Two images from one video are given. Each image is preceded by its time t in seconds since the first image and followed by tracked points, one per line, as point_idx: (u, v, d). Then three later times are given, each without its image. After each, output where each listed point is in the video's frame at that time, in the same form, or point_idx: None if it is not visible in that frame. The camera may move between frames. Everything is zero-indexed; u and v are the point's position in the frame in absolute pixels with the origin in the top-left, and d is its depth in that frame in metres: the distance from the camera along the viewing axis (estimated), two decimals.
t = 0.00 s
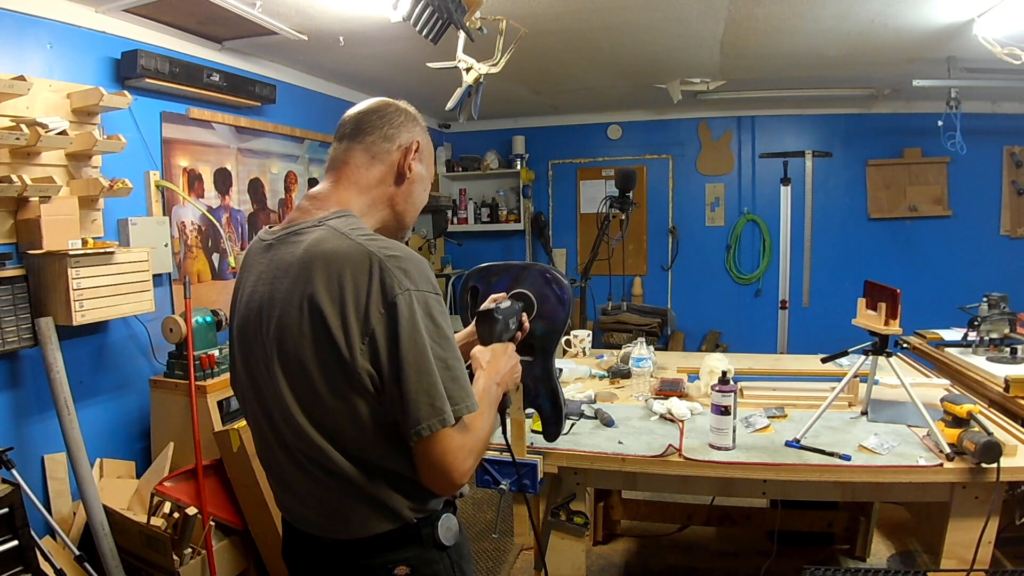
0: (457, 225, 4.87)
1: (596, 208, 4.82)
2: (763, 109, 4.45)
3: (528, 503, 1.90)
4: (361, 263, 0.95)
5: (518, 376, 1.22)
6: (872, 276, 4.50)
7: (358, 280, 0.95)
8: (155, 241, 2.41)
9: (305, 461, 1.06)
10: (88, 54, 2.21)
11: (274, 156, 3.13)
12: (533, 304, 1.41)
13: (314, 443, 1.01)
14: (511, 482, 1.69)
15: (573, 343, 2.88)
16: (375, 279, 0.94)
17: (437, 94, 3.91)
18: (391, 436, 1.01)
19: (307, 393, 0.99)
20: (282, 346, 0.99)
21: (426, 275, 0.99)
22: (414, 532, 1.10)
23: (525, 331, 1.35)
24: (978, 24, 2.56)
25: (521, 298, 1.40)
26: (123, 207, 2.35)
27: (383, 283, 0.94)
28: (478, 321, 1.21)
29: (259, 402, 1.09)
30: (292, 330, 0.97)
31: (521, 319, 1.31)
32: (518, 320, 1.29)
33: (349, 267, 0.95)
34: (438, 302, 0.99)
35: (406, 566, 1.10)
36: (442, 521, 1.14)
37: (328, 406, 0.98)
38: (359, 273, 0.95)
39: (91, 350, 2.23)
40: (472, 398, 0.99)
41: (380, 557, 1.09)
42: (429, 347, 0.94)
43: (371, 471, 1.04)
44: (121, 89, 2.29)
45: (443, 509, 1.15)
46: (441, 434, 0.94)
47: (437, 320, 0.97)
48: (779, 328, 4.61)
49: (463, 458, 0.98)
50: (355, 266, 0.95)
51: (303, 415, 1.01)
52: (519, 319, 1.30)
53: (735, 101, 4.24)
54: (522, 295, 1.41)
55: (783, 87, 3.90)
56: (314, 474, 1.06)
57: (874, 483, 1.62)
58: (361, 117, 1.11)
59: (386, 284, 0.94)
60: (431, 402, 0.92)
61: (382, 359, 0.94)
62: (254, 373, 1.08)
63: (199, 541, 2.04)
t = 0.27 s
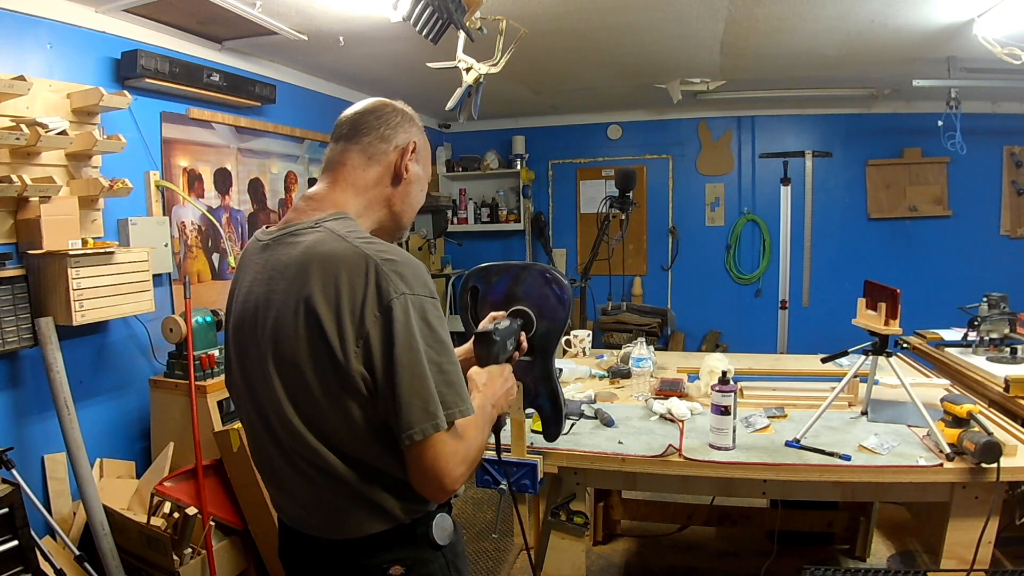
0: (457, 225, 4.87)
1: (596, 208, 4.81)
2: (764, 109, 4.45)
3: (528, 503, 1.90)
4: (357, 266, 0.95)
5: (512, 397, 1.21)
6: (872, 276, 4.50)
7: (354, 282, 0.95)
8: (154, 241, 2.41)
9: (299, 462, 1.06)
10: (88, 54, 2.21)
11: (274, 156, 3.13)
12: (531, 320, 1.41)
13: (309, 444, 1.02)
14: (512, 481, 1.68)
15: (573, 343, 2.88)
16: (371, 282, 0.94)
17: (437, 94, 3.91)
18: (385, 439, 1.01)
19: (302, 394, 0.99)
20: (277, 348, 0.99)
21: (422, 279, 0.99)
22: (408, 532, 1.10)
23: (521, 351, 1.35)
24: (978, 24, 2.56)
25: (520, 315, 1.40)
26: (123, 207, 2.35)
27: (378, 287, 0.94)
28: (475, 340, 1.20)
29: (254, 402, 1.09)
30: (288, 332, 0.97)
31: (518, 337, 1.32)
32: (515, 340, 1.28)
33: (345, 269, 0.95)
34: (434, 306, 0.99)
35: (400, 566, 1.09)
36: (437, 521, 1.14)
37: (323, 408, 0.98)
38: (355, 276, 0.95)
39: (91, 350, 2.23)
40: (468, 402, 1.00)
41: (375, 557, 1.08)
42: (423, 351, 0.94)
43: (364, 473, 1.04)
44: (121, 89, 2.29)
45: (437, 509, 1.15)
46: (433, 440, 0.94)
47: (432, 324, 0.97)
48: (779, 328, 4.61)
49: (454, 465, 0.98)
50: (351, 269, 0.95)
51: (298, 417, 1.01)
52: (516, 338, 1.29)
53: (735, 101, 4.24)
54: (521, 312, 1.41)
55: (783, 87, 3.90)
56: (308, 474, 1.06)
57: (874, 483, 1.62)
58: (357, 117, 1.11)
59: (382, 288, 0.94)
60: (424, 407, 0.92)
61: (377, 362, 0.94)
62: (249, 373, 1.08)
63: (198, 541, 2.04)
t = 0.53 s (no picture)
0: (457, 225, 4.88)
1: (596, 208, 4.81)
2: (764, 109, 4.45)
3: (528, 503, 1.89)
4: (353, 265, 0.95)
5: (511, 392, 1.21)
6: (872, 276, 4.50)
7: (350, 282, 0.95)
8: (154, 241, 2.41)
9: (296, 462, 1.06)
10: (88, 54, 2.21)
11: (274, 156, 3.13)
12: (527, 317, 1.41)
13: (305, 444, 1.02)
14: (512, 481, 1.69)
15: (573, 343, 2.88)
16: (367, 281, 0.95)
17: (437, 94, 3.92)
18: (381, 438, 1.00)
19: (298, 394, 0.99)
20: (274, 348, 0.99)
21: (418, 278, 0.99)
22: (404, 532, 1.10)
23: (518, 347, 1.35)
24: (978, 24, 2.56)
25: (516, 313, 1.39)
26: (123, 207, 2.35)
27: (374, 287, 0.94)
28: (471, 337, 1.19)
29: (251, 402, 1.08)
30: (284, 332, 0.97)
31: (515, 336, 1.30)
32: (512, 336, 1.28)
33: (342, 269, 0.95)
34: (430, 306, 0.99)
35: (396, 565, 1.09)
36: (433, 520, 1.13)
37: (319, 408, 0.98)
38: (351, 275, 0.95)
39: (91, 350, 2.23)
40: (466, 401, 1.00)
41: (371, 556, 1.09)
42: (419, 351, 0.94)
43: (360, 473, 1.04)
44: (121, 89, 2.29)
45: (433, 508, 1.15)
46: (429, 439, 0.94)
47: (429, 324, 0.97)
48: (779, 328, 4.61)
49: (452, 463, 0.98)
50: (347, 269, 0.95)
51: (294, 416, 1.01)
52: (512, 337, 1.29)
53: (735, 101, 4.24)
54: (518, 309, 1.40)
55: (783, 87, 3.90)
56: (305, 474, 1.06)
57: (873, 483, 1.62)
58: (354, 117, 1.11)
59: (378, 288, 0.94)
60: (419, 407, 0.92)
61: (373, 361, 0.94)
62: (246, 373, 1.08)
63: (198, 541, 2.04)
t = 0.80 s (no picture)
0: (457, 225, 4.88)
1: (595, 208, 4.81)
2: (763, 109, 4.45)
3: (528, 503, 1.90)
4: (345, 262, 0.95)
5: (511, 363, 1.20)
6: (872, 276, 4.50)
7: (342, 279, 0.95)
8: (154, 241, 2.41)
9: (295, 461, 1.06)
10: (88, 54, 2.21)
11: (274, 156, 3.13)
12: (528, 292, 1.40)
13: (304, 443, 1.02)
14: (511, 482, 1.69)
15: (573, 343, 2.88)
16: (359, 277, 0.95)
17: (437, 94, 3.92)
18: (380, 434, 1.01)
19: (295, 394, 0.99)
20: (269, 348, 0.99)
21: (410, 272, 0.99)
22: (404, 530, 1.10)
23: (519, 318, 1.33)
24: (978, 24, 2.56)
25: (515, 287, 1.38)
26: (123, 207, 2.35)
27: (367, 282, 0.94)
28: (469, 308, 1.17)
29: (250, 404, 1.09)
30: (279, 332, 0.97)
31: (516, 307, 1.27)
32: (513, 308, 1.25)
33: (334, 266, 0.95)
34: (423, 299, 0.99)
35: (396, 564, 1.09)
36: (433, 519, 1.13)
37: (316, 406, 0.98)
38: (343, 273, 0.95)
39: (91, 350, 2.23)
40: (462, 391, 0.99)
41: (371, 555, 1.08)
42: (414, 344, 0.94)
43: (360, 470, 1.04)
44: (121, 89, 2.29)
45: (433, 507, 1.15)
46: (429, 430, 0.94)
47: (423, 317, 0.97)
48: (779, 328, 4.61)
49: (456, 451, 0.98)
50: (339, 266, 0.95)
51: (292, 416, 1.01)
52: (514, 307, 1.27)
53: (735, 101, 4.24)
54: (517, 283, 1.40)
55: (782, 87, 3.90)
56: (305, 473, 1.06)
57: (874, 483, 1.62)
58: (344, 117, 1.11)
59: (370, 283, 0.94)
60: (416, 398, 0.92)
61: (368, 356, 0.95)
62: (243, 376, 1.08)
63: (198, 541, 2.04)
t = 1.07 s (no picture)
0: (457, 225, 4.88)
1: (595, 208, 4.81)
2: (764, 109, 4.45)
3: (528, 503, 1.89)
4: (337, 257, 0.95)
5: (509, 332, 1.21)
6: (871, 276, 4.50)
7: (335, 274, 0.95)
8: (154, 241, 2.41)
9: (293, 460, 1.06)
10: (88, 54, 2.21)
11: (274, 156, 3.13)
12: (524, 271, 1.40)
13: (302, 442, 1.02)
14: (511, 481, 1.69)
15: (573, 343, 2.88)
16: (351, 272, 0.95)
17: (437, 94, 3.92)
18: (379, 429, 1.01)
19: (292, 391, 0.99)
20: (265, 347, 0.99)
21: (403, 265, 1.00)
22: (402, 530, 1.09)
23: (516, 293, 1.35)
24: (978, 24, 2.56)
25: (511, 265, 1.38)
26: (123, 207, 2.35)
27: (359, 276, 0.95)
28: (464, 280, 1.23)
29: (246, 403, 1.08)
30: (274, 330, 0.97)
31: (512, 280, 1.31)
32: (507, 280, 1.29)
33: (326, 262, 0.95)
34: (416, 292, 1.00)
35: (395, 564, 1.09)
36: (432, 520, 1.12)
37: (314, 402, 0.99)
38: (335, 268, 0.95)
39: (91, 350, 2.23)
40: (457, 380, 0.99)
41: (369, 555, 1.08)
42: (409, 335, 0.95)
43: (359, 467, 1.04)
44: (121, 89, 2.29)
45: (432, 506, 1.13)
46: (431, 417, 0.94)
47: (416, 308, 0.98)
48: (779, 328, 4.61)
49: (461, 433, 0.99)
50: (332, 261, 0.95)
51: (289, 415, 1.01)
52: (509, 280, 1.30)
53: (735, 101, 4.24)
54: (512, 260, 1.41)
55: (782, 87, 3.90)
56: (304, 472, 1.06)
57: (874, 483, 1.62)
58: (335, 118, 1.11)
59: (363, 277, 0.94)
60: (414, 388, 0.93)
61: (363, 350, 0.95)
62: (238, 376, 1.07)
63: (198, 541, 2.04)
